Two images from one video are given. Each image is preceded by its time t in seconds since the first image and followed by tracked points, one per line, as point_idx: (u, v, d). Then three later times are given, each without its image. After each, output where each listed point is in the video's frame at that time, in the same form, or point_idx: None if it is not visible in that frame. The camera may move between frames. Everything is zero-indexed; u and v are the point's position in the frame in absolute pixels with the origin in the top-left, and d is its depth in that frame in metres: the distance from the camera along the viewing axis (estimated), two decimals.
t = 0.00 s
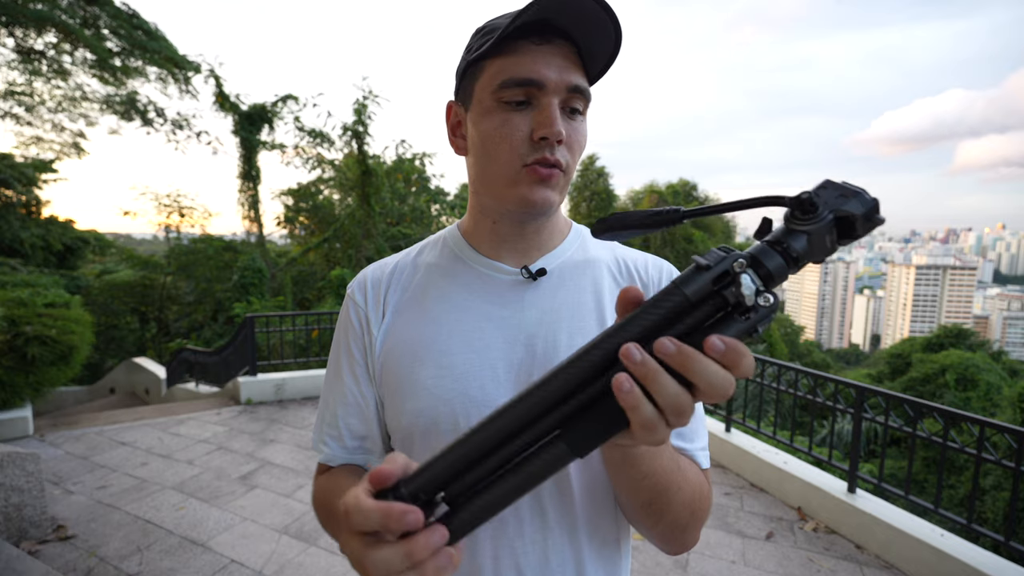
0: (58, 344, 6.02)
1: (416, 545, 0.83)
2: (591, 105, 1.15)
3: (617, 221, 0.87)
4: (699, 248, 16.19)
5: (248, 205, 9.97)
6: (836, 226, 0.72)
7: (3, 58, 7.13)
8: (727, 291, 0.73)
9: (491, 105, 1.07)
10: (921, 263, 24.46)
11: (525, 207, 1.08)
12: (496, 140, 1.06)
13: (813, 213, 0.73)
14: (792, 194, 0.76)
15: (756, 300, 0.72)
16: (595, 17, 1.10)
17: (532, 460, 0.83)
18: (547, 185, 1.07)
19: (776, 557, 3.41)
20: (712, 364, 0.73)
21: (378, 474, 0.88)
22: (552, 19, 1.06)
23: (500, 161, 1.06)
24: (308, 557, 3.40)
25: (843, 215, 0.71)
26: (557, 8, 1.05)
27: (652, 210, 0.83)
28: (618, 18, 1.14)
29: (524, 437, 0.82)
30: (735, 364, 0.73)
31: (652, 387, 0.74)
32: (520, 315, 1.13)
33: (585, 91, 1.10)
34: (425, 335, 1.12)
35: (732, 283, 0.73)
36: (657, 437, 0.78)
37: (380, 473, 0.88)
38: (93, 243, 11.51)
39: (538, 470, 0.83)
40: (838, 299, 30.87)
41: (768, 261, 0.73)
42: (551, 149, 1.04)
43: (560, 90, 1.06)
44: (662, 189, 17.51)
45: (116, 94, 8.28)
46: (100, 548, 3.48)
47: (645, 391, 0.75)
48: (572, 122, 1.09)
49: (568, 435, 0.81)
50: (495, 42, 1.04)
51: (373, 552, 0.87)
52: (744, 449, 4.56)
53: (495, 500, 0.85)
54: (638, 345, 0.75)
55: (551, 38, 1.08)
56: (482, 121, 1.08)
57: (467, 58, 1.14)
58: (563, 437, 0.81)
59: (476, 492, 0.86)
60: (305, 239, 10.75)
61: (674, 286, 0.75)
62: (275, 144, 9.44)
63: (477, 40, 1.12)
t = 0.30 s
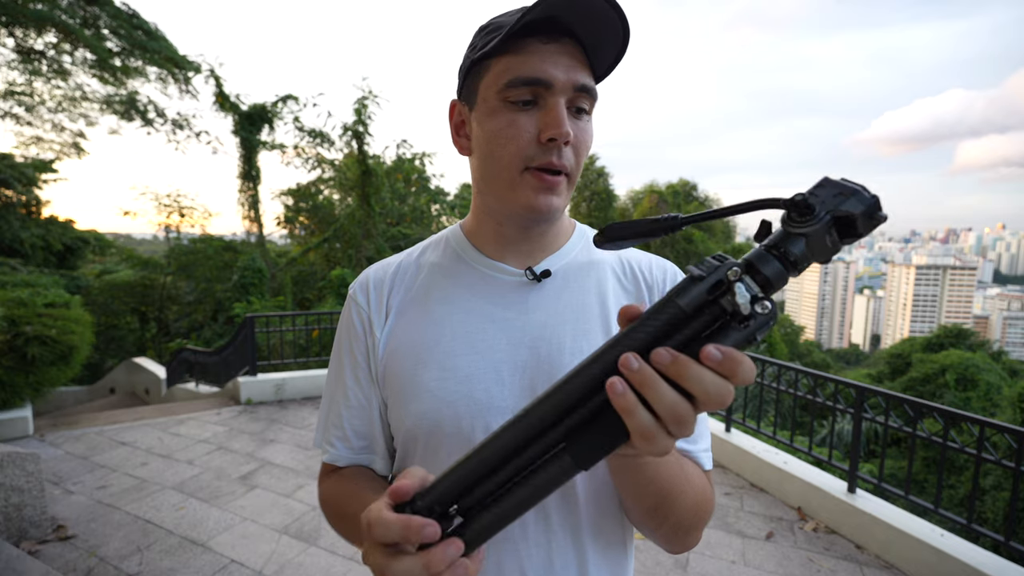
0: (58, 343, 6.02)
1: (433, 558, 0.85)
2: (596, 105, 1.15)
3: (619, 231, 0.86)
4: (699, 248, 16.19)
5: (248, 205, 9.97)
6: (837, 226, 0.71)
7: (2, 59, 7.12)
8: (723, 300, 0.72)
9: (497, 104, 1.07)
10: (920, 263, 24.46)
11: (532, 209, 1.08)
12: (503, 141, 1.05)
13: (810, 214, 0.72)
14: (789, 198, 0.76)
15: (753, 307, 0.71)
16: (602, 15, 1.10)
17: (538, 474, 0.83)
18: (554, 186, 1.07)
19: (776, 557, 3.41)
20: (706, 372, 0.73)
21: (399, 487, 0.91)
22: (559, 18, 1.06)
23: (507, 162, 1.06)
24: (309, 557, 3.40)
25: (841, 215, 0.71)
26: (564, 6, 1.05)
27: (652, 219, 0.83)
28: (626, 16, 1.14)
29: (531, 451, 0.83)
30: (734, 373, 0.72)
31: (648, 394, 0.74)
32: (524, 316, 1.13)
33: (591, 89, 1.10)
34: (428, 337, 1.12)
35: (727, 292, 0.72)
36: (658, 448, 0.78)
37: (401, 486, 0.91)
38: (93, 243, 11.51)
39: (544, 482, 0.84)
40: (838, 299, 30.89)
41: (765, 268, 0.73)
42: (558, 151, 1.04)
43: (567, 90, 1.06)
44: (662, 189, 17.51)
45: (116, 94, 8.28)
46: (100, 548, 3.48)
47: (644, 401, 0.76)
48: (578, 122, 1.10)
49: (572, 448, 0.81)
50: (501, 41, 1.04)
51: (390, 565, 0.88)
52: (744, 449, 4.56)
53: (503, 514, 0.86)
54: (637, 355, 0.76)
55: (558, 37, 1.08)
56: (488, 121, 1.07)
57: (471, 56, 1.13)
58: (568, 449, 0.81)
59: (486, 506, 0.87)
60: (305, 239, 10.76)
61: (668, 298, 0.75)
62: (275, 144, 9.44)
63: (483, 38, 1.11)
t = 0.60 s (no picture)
0: (58, 343, 6.02)
1: (433, 551, 0.86)
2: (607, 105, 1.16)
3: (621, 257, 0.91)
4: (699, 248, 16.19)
5: (248, 205, 9.97)
6: (811, 212, 0.71)
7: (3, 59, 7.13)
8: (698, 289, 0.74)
9: (510, 104, 1.07)
10: (920, 263, 24.47)
11: (544, 211, 1.08)
12: (517, 140, 1.05)
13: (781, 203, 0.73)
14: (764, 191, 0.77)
15: (729, 294, 0.72)
16: (616, 16, 1.10)
17: (529, 473, 0.84)
18: (566, 189, 1.08)
19: (776, 557, 3.41)
20: (680, 357, 0.74)
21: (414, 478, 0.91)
22: (573, 18, 1.06)
23: (520, 163, 1.06)
24: (309, 557, 3.40)
25: (813, 199, 0.71)
26: (580, 7, 1.05)
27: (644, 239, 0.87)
28: (641, 16, 1.14)
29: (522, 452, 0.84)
30: (707, 355, 0.73)
31: (622, 377, 0.76)
32: (527, 318, 1.13)
33: (603, 91, 1.11)
34: (431, 339, 1.12)
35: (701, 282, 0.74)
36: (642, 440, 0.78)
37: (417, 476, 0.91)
38: (93, 243, 11.51)
39: (535, 481, 0.84)
40: (838, 299, 30.90)
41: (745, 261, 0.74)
42: (571, 152, 1.04)
43: (581, 90, 1.06)
44: (662, 189, 17.51)
45: (116, 94, 8.28)
46: (100, 548, 3.48)
47: (622, 389, 0.77)
48: (589, 122, 1.10)
49: (560, 445, 0.82)
50: (516, 40, 1.03)
51: (389, 552, 0.90)
52: (744, 449, 4.56)
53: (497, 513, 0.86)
54: (616, 345, 0.78)
55: (571, 37, 1.08)
56: (501, 121, 1.07)
57: (482, 54, 1.12)
58: (558, 447, 0.82)
59: (479, 506, 0.87)
60: (305, 239, 10.77)
61: (649, 295, 0.77)
62: (275, 144, 9.45)
63: (496, 34, 1.11)
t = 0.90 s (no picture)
0: (58, 343, 6.01)
1: (419, 556, 0.86)
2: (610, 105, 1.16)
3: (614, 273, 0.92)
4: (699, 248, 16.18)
5: (248, 205, 9.97)
6: (786, 213, 0.73)
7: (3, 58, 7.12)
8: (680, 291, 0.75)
9: (514, 104, 1.06)
10: (920, 263, 24.47)
11: (547, 212, 1.08)
12: (521, 142, 1.05)
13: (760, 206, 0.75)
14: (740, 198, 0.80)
15: (708, 294, 0.73)
16: (620, 16, 1.10)
17: (516, 474, 0.84)
18: (569, 190, 1.08)
19: (776, 557, 3.41)
20: (660, 354, 0.75)
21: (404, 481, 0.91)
22: (578, 17, 1.06)
23: (524, 164, 1.06)
24: (309, 557, 3.40)
25: (789, 199, 0.73)
26: (585, 7, 1.05)
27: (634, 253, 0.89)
28: (645, 16, 1.14)
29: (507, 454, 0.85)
30: (686, 351, 0.74)
31: (605, 376, 0.76)
32: (526, 317, 1.13)
33: (606, 91, 1.11)
34: (428, 338, 1.12)
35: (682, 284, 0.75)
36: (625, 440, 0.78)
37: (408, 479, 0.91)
38: (93, 243, 11.51)
39: (522, 482, 0.85)
40: (838, 299, 30.92)
41: (728, 262, 0.75)
42: (575, 153, 1.04)
43: (585, 91, 1.06)
44: (662, 189, 17.51)
45: (116, 94, 8.27)
46: (100, 548, 3.47)
47: (604, 387, 0.77)
48: (593, 123, 1.10)
49: (546, 446, 0.83)
50: (519, 40, 1.04)
51: (377, 555, 0.90)
52: (744, 448, 4.57)
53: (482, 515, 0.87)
54: (601, 347, 0.79)
55: (576, 37, 1.08)
56: (504, 121, 1.07)
57: (485, 52, 1.12)
58: (543, 448, 0.83)
59: (464, 509, 0.87)
60: (305, 239, 10.77)
61: (633, 297, 0.78)
62: (275, 144, 9.44)
63: (499, 34, 1.10)
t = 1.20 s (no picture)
0: (58, 343, 6.01)
1: (403, 537, 0.87)
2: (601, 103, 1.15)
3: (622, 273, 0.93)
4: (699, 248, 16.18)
5: (248, 205, 9.98)
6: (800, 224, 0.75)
7: (3, 58, 7.13)
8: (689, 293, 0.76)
9: (499, 102, 1.07)
10: (921, 263, 24.46)
11: (535, 211, 1.08)
12: (506, 140, 1.05)
13: (776, 215, 0.77)
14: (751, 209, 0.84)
15: (719, 298, 0.74)
16: (608, 12, 1.09)
17: (507, 463, 0.84)
18: (555, 188, 1.07)
19: (776, 557, 3.41)
20: (662, 355, 0.74)
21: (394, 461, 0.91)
22: (563, 14, 1.06)
23: (509, 163, 1.06)
24: (308, 557, 3.40)
25: (804, 211, 0.75)
26: (570, 2, 1.05)
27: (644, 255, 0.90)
28: (635, 13, 1.14)
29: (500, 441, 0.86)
30: (690, 354, 0.73)
31: (605, 374, 0.76)
32: (523, 317, 1.13)
33: (595, 88, 1.10)
34: (424, 339, 1.12)
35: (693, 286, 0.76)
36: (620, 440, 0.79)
37: (398, 458, 0.91)
38: (93, 243, 11.51)
39: (514, 472, 0.85)
40: (838, 299, 30.97)
41: (739, 269, 0.77)
42: (561, 151, 1.04)
43: (571, 87, 1.06)
44: (662, 189, 17.50)
45: (116, 94, 8.27)
46: (100, 548, 3.47)
47: (604, 387, 0.77)
48: (583, 120, 1.10)
49: (538, 436, 0.83)
50: (503, 38, 1.04)
51: (361, 534, 0.90)
52: (744, 449, 4.57)
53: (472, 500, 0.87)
54: (602, 345, 0.79)
55: (562, 32, 1.08)
56: (490, 119, 1.07)
57: (473, 51, 1.13)
58: (536, 439, 0.83)
59: (453, 493, 0.88)
60: (305, 239, 10.77)
61: (640, 296, 0.79)
62: (275, 144, 9.44)
63: (486, 32, 1.11)
